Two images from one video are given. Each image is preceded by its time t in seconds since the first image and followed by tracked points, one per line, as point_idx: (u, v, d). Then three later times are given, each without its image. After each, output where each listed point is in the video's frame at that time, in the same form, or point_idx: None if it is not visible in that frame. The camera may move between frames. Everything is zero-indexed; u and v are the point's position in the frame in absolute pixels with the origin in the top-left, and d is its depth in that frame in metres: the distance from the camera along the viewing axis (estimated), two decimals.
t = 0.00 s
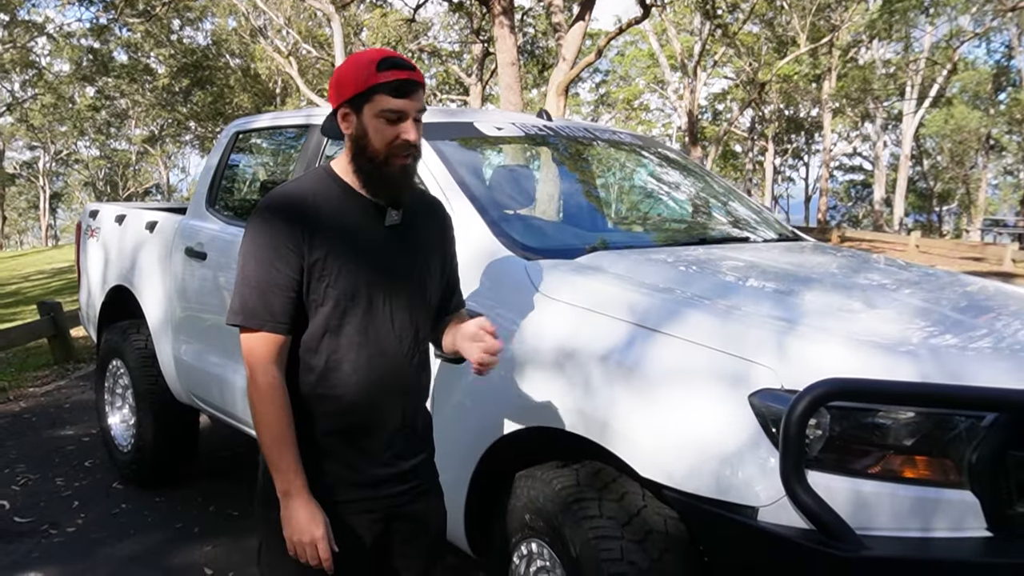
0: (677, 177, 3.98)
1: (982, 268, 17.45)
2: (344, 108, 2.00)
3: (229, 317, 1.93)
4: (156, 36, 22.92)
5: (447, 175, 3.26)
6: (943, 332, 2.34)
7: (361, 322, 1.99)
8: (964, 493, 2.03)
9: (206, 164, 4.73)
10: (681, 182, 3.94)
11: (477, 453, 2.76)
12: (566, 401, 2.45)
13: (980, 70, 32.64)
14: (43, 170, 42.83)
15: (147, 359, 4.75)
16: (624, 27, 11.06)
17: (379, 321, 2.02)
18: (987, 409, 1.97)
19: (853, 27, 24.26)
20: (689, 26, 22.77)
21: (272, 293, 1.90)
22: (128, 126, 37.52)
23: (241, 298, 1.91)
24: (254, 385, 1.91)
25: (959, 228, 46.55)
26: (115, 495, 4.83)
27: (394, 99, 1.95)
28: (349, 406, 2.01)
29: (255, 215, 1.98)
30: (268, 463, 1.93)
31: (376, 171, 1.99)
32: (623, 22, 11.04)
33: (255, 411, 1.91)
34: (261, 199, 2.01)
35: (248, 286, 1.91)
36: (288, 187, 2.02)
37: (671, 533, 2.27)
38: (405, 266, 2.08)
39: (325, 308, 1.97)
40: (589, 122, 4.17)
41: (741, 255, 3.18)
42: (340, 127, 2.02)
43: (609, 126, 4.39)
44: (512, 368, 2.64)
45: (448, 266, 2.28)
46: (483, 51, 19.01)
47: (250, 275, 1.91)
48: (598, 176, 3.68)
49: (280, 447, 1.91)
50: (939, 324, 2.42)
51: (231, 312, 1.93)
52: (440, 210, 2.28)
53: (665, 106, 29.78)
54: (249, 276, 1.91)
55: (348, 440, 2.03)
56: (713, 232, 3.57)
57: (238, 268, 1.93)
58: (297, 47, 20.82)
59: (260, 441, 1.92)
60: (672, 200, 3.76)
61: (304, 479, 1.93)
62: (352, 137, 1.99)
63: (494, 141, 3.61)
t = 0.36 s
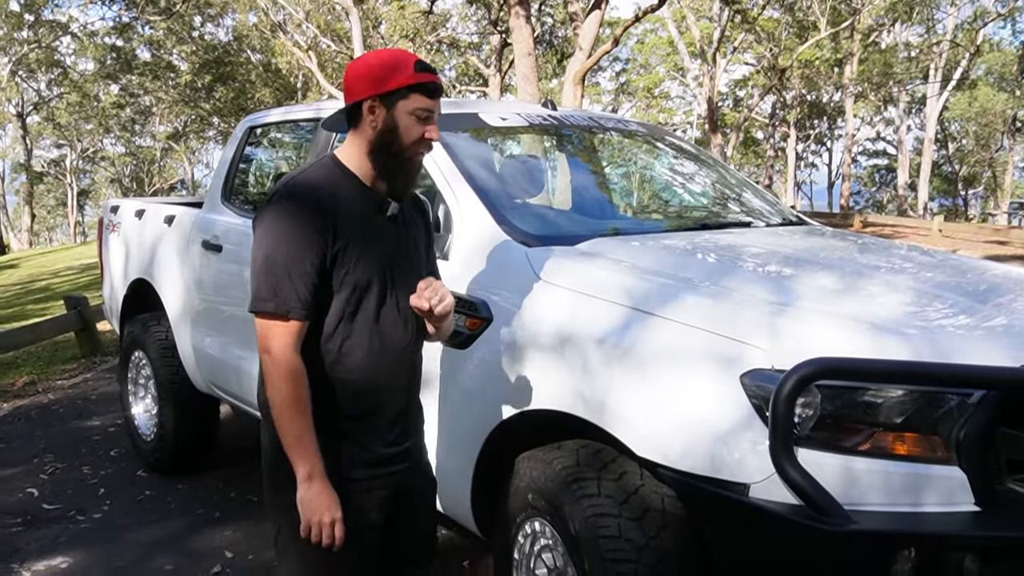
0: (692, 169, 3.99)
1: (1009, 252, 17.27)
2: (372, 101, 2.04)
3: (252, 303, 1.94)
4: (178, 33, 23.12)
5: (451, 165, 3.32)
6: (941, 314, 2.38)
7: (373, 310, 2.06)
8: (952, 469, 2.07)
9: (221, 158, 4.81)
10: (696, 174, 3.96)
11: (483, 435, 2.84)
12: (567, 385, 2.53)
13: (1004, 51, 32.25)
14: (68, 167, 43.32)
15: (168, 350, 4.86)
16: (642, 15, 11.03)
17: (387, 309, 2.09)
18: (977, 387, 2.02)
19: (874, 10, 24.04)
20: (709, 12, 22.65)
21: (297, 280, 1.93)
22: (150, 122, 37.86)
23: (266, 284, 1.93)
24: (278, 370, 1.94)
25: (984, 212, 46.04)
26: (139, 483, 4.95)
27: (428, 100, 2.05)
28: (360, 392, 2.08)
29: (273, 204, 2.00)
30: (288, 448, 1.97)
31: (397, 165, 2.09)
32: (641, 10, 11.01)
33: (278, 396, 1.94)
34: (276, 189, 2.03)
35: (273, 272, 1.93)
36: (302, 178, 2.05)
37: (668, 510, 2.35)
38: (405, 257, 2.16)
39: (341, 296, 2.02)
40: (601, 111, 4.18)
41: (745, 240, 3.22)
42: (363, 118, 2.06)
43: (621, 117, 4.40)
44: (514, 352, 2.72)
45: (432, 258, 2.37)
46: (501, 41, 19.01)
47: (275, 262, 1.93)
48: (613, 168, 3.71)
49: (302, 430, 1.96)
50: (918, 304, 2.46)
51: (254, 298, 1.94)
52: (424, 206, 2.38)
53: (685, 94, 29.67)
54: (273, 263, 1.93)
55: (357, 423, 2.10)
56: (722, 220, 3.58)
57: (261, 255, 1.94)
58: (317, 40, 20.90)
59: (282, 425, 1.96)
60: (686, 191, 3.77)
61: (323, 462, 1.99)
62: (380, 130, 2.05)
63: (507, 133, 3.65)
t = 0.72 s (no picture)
0: (712, 148, 3.98)
1: None
2: (393, 89, 2.08)
3: (283, 276, 1.94)
4: (200, 19, 23.20)
5: (464, 144, 3.35)
6: (970, 284, 2.39)
7: (393, 282, 2.11)
8: (956, 434, 2.09)
9: (240, 141, 4.87)
10: (717, 152, 3.95)
11: (496, 408, 2.89)
12: (577, 358, 2.59)
13: None
14: (94, 155, 43.74)
15: (191, 331, 4.95)
16: None
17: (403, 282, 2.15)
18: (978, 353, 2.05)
19: None
20: None
21: (326, 251, 1.96)
22: (174, 109, 38.08)
23: (299, 256, 1.94)
24: (316, 340, 1.95)
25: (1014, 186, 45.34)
26: (165, 462, 5.06)
27: (446, 99, 2.10)
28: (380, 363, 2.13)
29: (296, 179, 2.01)
30: (331, 416, 2.00)
31: (403, 157, 2.13)
32: None
33: (319, 366, 1.96)
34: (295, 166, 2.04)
35: (304, 244, 1.94)
36: (320, 155, 2.07)
37: (676, 479, 2.41)
38: (409, 236, 2.22)
39: (362, 269, 2.06)
40: (617, 89, 4.18)
41: (755, 214, 3.24)
42: (382, 102, 2.10)
43: (642, 96, 4.39)
44: (523, 324, 2.78)
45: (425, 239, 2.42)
46: (522, 21, 18.92)
47: (305, 235, 1.95)
48: (635, 148, 3.71)
49: (344, 397, 1.99)
50: (939, 273, 2.47)
51: (286, 270, 1.94)
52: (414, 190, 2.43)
53: (710, 71, 29.40)
54: (304, 235, 1.95)
55: (375, 392, 2.16)
56: (739, 196, 3.57)
57: (289, 228, 1.96)
58: (337, 22, 20.91)
59: (324, 395, 1.98)
60: (704, 169, 3.76)
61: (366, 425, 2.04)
62: (395, 118, 2.09)
63: (526, 113, 3.67)
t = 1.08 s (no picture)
0: (727, 128, 3.98)
1: None
2: (427, 81, 2.11)
3: (315, 254, 1.98)
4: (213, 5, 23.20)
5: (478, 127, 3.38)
6: (983, 260, 2.40)
7: (416, 266, 2.16)
8: (965, 409, 2.11)
9: (256, 126, 4.91)
10: (731, 133, 3.95)
11: (511, 388, 2.94)
12: (592, 337, 2.62)
13: None
14: (111, 144, 43.99)
15: (209, 317, 5.02)
16: None
17: (424, 267, 2.20)
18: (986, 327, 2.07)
19: None
20: None
21: (357, 232, 2.00)
22: (189, 96, 38.18)
23: (332, 234, 1.98)
24: (341, 318, 2.00)
25: None
26: (186, 446, 5.14)
27: (479, 92, 2.14)
28: (400, 343, 2.18)
29: (333, 159, 2.04)
30: (351, 393, 2.06)
31: (434, 147, 2.16)
32: None
33: (343, 343, 2.02)
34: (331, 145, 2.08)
35: (338, 223, 1.99)
36: (355, 137, 2.10)
37: (691, 456, 2.46)
38: (431, 222, 2.26)
39: (388, 252, 2.11)
40: (630, 70, 4.18)
41: (767, 193, 3.25)
42: (415, 91, 2.13)
43: (656, 77, 4.39)
44: (538, 305, 2.82)
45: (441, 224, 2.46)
46: (535, 5, 18.84)
47: (339, 214, 1.99)
48: (650, 130, 3.72)
49: (364, 374, 2.05)
50: (953, 250, 2.48)
51: (319, 246, 1.98)
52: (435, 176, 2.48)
53: (725, 51, 29.18)
54: (338, 214, 1.99)
55: (392, 372, 2.21)
56: (753, 176, 3.59)
57: (324, 205, 1.99)
58: (349, 7, 20.91)
59: (345, 369, 2.04)
60: (719, 150, 3.77)
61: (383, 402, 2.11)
62: (429, 108, 2.12)
63: (540, 96, 3.68)
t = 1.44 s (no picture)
0: (739, 116, 3.96)
1: None
2: (402, 61, 2.10)
3: (305, 251, 2.03)
4: None
5: (489, 118, 3.37)
6: (1000, 247, 2.38)
7: (423, 254, 2.15)
8: (982, 395, 2.10)
9: (267, 120, 4.91)
10: (743, 121, 3.93)
11: (525, 380, 2.94)
12: (604, 328, 2.61)
13: None
14: (121, 139, 44.09)
15: (222, 311, 5.04)
16: None
17: (434, 254, 2.18)
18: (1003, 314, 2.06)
19: None
20: None
21: (345, 226, 2.02)
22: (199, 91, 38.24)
23: (318, 231, 2.02)
24: (338, 314, 2.03)
25: None
26: (201, 440, 5.17)
27: (454, 53, 2.08)
28: (411, 335, 2.17)
29: (321, 155, 2.08)
30: (351, 385, 2.07)
31: (434, 121, 2.14)
32: None
33: (341, 333, 2.03)
34: (324, 142, 2.12)
35: (324, 219, 2.02)
36: (347, 132, 2.12)
37: (706, 446, 2.45)
38: (447, 205, 2.24)
39: (389, 242, 2.11)
40: (641, 59, 4.16)
41: (779, 181, 3.23)
42: (395, 76, 2.13)
43: (667, 65, 4.37)
44: (551, 296, 2.81)
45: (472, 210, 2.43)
46: None
47: (326, 209, 2.03)
48: (661, 118, 3.71)
49: (364, 367, 2.06)
50: (970, 236, 2.46)
51: (308, 244, 2.02)
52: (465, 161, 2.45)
53: (736, 37, 29.00)
54: (325, 210, 2.02)
55: (409, 366, 2.19)
56: (766, 164, 3.57)
57: (310, 203, 2.04)
58: None
59: (344, 361, 2.05)
60: (731, 138, 3.75)
61: (386, 396, 2.09)
62: (411, 86, 2.11)
63: (550, 86, 3.67)
